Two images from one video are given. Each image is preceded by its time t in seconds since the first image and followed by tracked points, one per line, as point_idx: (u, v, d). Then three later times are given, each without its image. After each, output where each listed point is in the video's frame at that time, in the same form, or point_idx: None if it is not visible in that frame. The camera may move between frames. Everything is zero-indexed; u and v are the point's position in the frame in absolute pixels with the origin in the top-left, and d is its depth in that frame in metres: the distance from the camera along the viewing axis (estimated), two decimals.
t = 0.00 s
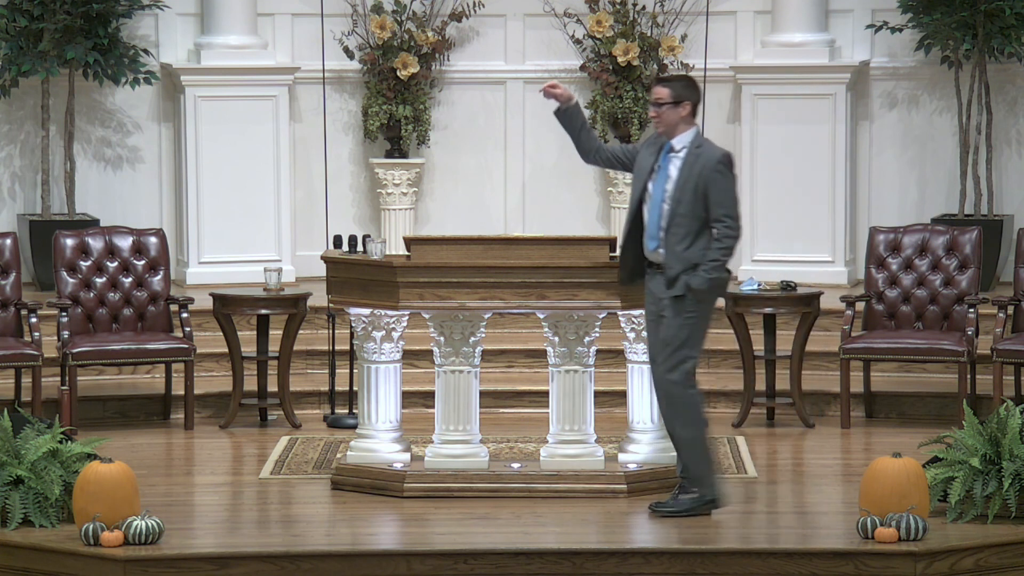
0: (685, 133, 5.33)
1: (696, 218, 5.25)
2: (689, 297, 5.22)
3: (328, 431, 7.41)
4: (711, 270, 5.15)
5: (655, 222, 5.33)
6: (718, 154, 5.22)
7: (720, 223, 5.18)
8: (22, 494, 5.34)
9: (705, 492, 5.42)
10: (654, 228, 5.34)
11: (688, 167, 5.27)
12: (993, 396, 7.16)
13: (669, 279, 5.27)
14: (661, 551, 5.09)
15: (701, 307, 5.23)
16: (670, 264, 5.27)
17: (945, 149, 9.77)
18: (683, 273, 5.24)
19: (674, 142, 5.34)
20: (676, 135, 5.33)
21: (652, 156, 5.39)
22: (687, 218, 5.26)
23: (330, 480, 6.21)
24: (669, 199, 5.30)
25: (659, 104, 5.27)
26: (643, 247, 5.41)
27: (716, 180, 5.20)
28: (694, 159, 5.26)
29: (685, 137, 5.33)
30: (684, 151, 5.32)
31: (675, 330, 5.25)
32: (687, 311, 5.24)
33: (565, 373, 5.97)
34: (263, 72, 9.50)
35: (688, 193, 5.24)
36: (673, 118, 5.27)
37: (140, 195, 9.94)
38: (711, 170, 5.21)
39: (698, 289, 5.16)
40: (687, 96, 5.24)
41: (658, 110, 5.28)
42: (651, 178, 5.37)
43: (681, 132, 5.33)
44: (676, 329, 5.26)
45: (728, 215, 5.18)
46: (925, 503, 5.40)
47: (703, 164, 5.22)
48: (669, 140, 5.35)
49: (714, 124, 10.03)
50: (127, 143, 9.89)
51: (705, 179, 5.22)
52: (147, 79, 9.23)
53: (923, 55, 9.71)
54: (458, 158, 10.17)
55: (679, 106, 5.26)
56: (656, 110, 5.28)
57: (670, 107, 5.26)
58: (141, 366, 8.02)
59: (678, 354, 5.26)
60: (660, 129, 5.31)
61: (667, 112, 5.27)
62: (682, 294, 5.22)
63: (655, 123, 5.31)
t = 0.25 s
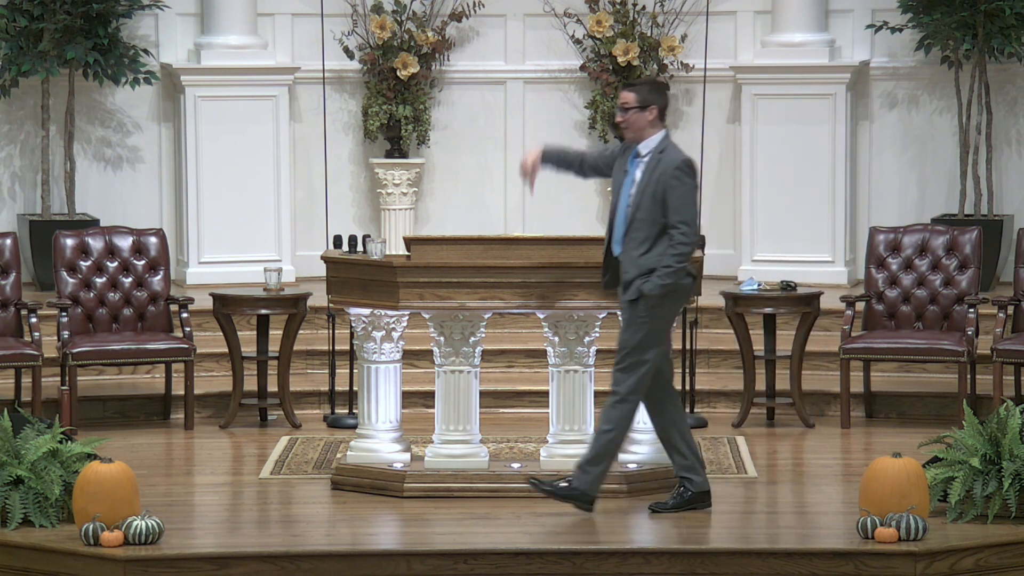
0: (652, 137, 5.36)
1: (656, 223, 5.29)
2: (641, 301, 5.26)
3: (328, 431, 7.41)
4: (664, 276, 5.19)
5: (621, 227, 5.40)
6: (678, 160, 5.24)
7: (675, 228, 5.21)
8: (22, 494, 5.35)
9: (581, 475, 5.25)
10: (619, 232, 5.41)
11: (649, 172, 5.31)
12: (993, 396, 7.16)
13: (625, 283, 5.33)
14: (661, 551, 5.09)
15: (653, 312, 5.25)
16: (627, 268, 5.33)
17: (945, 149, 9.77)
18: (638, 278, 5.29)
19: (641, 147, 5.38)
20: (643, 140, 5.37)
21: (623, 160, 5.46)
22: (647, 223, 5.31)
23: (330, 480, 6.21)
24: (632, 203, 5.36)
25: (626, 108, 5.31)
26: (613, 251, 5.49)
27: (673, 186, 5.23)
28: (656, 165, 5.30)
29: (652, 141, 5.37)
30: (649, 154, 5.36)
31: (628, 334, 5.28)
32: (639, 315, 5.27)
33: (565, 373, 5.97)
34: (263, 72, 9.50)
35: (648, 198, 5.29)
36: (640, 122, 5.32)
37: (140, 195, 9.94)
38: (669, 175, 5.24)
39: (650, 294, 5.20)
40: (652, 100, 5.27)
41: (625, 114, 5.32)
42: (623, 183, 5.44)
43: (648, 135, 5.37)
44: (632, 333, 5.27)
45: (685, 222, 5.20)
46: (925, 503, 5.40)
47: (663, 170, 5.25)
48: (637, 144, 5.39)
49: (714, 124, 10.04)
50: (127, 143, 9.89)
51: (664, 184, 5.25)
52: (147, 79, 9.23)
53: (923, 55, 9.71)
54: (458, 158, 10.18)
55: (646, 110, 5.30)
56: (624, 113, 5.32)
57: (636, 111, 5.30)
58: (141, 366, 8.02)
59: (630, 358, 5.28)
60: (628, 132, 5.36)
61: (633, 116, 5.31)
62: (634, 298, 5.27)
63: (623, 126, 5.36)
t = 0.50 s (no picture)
0: (611, 143, 5.34)
1: (614, 230, 5.28)
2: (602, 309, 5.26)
3: (328, 431, 7.40)
4: (624, 282, 5.19)
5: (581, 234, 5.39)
6: (634, 166, 5.22)
7: (633, 235, 5.19)
8: (22, 494, 5.35)
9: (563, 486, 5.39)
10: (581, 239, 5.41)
11: (606, 179, 5.29)
12: (993, 396, 7.16)
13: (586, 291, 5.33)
14: (661, 551, 5.10)
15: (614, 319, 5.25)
16: (587, 276, 5.33)
17: (945, 149, 9.77)
18: (599, 285, 5.29)
19: (599, 152, 5.36)
20: (602, 146, 5.35)
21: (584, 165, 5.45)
22: (605, 230, 5.29)
23: (330, 480, 6.20)
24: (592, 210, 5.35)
25: (586, 111, 5.29)
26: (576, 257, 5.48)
27: (630, 193, 5.20)
28: (612, 172, 5.28)
29: (610, 148, 5.34)
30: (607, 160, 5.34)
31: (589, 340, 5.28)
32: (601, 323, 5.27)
33: (565, 373, 5.98)
34: (263, 73, 9.50)
35: (606, 206, 5.27)
36: (600, 127, 5.30)
37: (140, 195, 9.94)
38: (625, 182, 5.22)
39: (611, 301, 5.21)
40: (613, 106, 5.26)
41: (585, 118, 5.30)
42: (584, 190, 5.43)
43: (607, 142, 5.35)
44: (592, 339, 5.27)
45: (642, 228, 5.18)
46: (925, 503, 5.39)
47: (618, 177, 5.24)
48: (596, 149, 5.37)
49: (714, 125, 10.04)
50: (127, 143, 9.89)
51: (620, 191, 5.23)
52: (147, 79, 9.23)
53: (923, 55, 9.71)
54: (458, 158, 10.18)
55: (606, 115, 5.28)
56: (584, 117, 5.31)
57: (596, 116, 5.28)
58: (141, 366, 8.02)
59: (592, 365, 5.29)
60: (587, 136, 5.34)
61: (593, 120, 5.29)
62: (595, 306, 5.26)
63: (582, 130, 5.34)
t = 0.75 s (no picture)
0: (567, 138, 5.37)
1: (570, 227, 5.31)
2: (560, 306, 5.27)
3: (328, 431, 7.41)
4: (582, 279, 5.20)
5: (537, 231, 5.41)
6: (590, 163, 5.26)
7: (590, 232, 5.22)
8: (22, 494, 5.35)
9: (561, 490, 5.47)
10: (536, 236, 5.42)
11: (562, 176, 5.33)
12: (993, 396, 7.16)
13: (543, 288, 5.33)
14: (661, 551, 5.10)
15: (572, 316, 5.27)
16: (544, 272, 5.33)
17: (945, 149, 9.77)
18: (557, 282, 5.30)
19: (556, 148, 5.40)
20: (558, 141, 5.38)
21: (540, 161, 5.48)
22: (562, 227, 5.32)
23: (330, 480, 6.20)
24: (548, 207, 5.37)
25: (541, 109, 5.31)
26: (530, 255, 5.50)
27: (586, 190, 5.24)
28: (569, 169, 5.31)
29: (566, 143, 5.38)
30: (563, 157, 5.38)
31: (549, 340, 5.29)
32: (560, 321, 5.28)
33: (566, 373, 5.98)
34: (263, 72, 9.50)
35: (563, 203, 5.31)
36: (556, 124, 5.32)
37: (140, 195, 9.94)
38: (581, 178, 5.26)
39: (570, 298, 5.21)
40: (568, 103, 5.28)
41: (540, 115, 5.32)
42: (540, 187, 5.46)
43: (563, 137, 5.38)
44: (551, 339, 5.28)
45: (599, 225, 5.22)
46: (925, 503, 5.40)
47: (575, 173, 5.27)
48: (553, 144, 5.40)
49: (714, 125, 10.04)
50: (127, 143, 9.89)
51: (577, 188, 5.27)
52: (147, 79, 9.23)
53: (923, 55, 9.71)
54: (458, 158, 10.18)
55: (561, 112, 5.31)
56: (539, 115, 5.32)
57: (551, 113, 5.31)
58: (142, 366, 8.02)
59: (557, 364, 5.30)
60: (543, 133, 5.36)
61: (548, 117, 5.31)
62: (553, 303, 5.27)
63: (538, 127, 5.36)
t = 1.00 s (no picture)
0: (538, 137, 5.35)
1: (539, 226, 5.29)
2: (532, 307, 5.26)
3: (328, 431, 7.40)
4: (552, 280, 5.18)
5: (506, 230, 5.38)
6: (561, 162, 5.23)
7: (560, 231, 5.20)
8: (22, 494, 5.35)
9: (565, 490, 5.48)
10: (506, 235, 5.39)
11: (532, 174, 5.30)
12: (993, 396, 7.16)
13: (514, 288, 5.32)
14: (661, 551, 5.11)
15: (545, 317, 5.27)
16: (514, 271, 5.32)
17: (945, 149, 9.77)
18: (527, 282, 5.28)
19: (527, 147, 5.37)
20: (530, 140, 5.36)
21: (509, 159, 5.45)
22: (532, 226, 5.29)
23: (330, 480, 6.20)
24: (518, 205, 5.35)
25: (512, 108, 5.29)
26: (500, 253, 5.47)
27: (556, 189, 5.22)
28: (538, 168, 5.29)
29: (537, 142, 5.36)
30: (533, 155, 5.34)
31: (525, 341, 5.29)
32: (533, 322, 5.27)
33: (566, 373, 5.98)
34: (263, 72, 9.50)
35: (533, 201, 5.28)
36: (527, 123, 5.30)
37: (140, 195, 9.94)
38: (551, 177, 5.23)
39: (540, 299, 5.20)
40: (539, 101, 5.26)
41: (511, 114, 5.30)
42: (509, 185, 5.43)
43: (534, 135, 5.36)
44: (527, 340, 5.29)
45: (568, 225, 5.20)
46: (925, 503, 5.39)
47: (545, 172, 5.25)
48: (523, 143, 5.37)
49: (714, 125, 10.05)
50: (127, 143, 9.89)
51: (547, 187, 5.25)
52: (147, 79, 9.23)
53: (923, 55, 9.71)
54: (458, 158, 10.18)
55: (532, 111, 5.29)
56: (510, 113, 5.30)
57: (523, 112, 5.29)
58: (142, 366, 8.01)
59: (534, 365, 5.32)
60: (514, 132, 5.34)
61: (519, 116, 5.30)
62: (524, 304, 5.26)
63: (509, 126, 5.33)
